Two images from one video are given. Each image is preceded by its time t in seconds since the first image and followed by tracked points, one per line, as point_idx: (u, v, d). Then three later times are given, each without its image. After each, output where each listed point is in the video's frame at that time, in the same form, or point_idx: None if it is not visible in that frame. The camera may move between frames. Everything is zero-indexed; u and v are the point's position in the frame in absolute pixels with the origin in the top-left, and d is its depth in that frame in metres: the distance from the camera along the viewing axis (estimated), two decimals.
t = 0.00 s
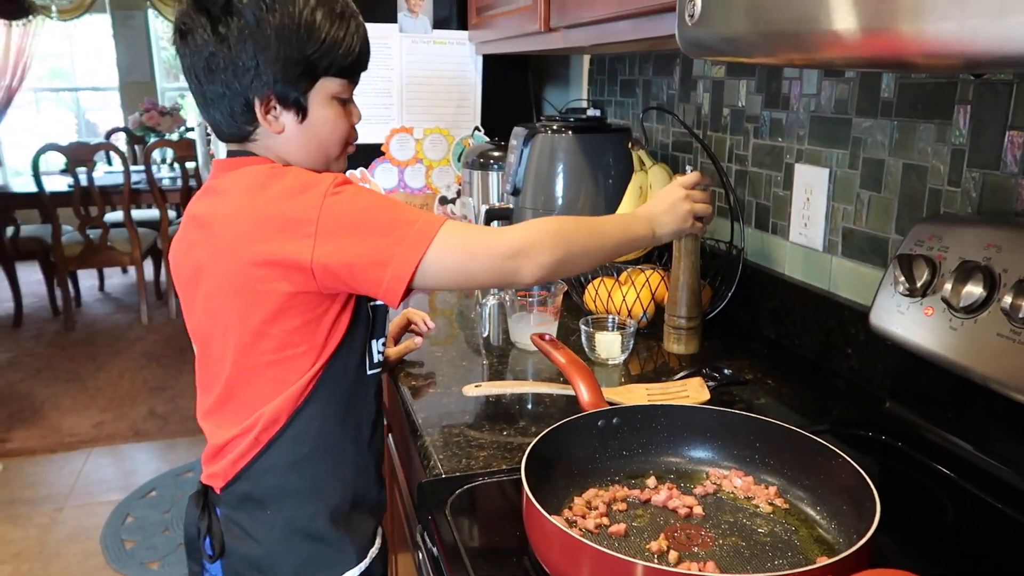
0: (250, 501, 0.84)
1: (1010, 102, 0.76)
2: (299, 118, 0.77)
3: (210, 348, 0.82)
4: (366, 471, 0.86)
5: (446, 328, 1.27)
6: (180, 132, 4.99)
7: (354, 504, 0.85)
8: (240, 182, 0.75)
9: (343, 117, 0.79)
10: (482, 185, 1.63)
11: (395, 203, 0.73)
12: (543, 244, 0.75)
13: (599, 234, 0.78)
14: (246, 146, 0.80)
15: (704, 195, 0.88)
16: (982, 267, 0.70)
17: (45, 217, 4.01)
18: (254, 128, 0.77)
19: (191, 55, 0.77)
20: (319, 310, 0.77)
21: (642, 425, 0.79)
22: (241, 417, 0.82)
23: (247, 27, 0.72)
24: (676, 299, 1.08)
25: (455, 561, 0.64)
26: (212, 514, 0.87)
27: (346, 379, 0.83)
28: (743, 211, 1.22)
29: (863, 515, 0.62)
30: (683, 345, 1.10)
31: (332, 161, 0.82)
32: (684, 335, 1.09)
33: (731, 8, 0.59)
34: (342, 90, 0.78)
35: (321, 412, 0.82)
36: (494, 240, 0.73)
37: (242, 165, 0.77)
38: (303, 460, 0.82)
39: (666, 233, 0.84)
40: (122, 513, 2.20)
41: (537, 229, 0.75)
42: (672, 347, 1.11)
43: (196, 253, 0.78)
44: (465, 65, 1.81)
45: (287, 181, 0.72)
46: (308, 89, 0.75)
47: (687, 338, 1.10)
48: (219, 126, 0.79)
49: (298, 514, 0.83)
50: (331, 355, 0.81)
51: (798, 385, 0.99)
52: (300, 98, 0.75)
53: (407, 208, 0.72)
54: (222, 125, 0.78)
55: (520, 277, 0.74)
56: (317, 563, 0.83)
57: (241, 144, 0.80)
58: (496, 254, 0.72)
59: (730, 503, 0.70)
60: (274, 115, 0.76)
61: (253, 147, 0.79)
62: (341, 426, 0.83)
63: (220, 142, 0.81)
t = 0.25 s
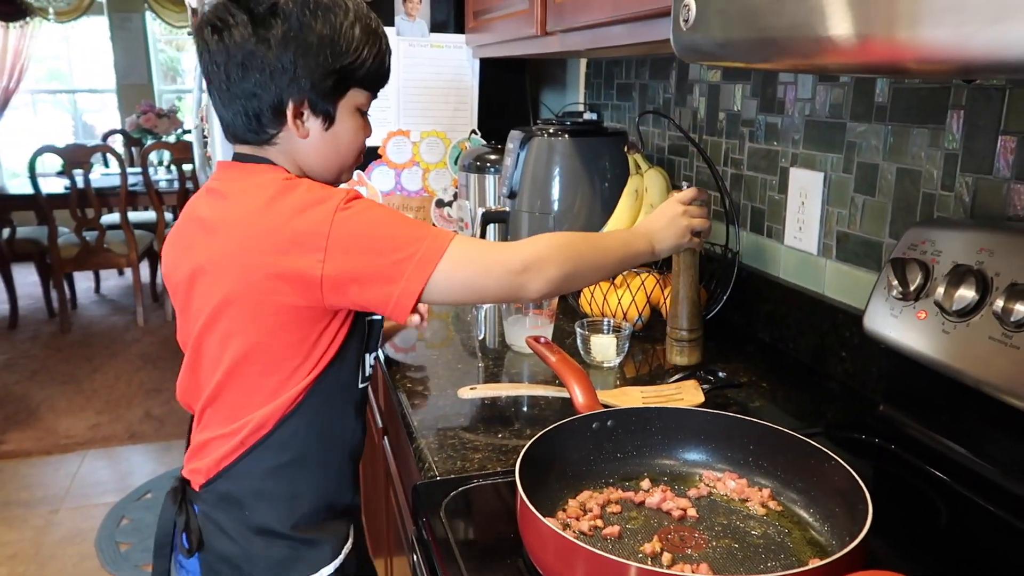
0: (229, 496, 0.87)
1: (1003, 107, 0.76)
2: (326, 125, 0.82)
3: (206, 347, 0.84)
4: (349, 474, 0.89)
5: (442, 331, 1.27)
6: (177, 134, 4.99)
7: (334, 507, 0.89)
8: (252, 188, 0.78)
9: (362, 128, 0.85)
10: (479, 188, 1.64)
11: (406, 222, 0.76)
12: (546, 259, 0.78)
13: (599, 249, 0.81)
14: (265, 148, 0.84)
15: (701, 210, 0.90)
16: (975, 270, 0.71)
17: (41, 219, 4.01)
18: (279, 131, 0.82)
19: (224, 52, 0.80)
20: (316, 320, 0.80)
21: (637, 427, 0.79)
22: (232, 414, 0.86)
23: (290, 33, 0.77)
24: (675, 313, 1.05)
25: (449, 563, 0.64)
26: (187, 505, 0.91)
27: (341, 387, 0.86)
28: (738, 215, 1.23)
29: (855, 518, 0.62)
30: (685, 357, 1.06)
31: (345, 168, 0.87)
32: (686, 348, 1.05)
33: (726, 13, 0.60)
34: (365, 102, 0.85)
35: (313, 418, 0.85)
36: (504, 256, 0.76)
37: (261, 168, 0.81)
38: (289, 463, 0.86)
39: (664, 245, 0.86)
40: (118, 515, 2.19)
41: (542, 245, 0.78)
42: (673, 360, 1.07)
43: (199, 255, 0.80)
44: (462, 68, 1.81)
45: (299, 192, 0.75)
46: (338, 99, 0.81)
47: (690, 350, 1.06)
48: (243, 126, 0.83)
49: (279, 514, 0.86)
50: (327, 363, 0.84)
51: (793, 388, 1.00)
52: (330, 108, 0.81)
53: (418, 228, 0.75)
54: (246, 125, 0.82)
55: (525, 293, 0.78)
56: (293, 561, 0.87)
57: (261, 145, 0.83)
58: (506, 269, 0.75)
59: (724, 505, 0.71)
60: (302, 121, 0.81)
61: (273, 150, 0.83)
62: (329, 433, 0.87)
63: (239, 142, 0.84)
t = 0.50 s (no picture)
0: (229, 458, 0.95)
1: (998, 110, 0.77)
2: (339, 125, 0.86)
3: (218, 311, 0.93)
4: (340, 451, 0.94)
5: (438, 332, 1.27)
6: (174, 134, 4.98)
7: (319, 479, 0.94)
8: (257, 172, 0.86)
9: (374, 128, 0.89)
10: (475, 188, 1.64)
11: (389, 214, 0.79)
12: (514, 259, 0.81)
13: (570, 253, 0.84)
14: (284, 147, 0.89)
15: (686, 216, 0.93)
16: (969, 272, 0.71)
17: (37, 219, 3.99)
18: (296, 132, 0.86)
19: (245, 63, 0.85)
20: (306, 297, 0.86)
21: (632, 427, 0.79)
22: (232, 375, 0.94)
23: (304, 43, 0.81)
24: (666, 318, 1.05)
25: (445, 562, 0.64)
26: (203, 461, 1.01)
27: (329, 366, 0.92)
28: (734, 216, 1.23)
29: (850, 518, 0.62)
30: (674, 362, 1.05)
31: (358, 166, 0.91)
32: (676, 353, 1.05)
33: (722, 14, 0.60)
34: (376, 103, 0.88)
35: (297, 391, 0.91)
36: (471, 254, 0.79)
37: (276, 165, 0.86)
38: (278, 431, 0.92)
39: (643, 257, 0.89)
40: (113, 516, 2.19)
41: (510, 245, 0.82)
42: (664, 366, 1.06)
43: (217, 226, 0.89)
44: (459, 69, 1.81)
45: (294, 177, 0.82)
46: (350, 100, 0.85)
47: (681, 355, 1.05)
48: (263, 129, 0.87)
49: (263, 478, 0.92)
50: (315, 339, 0.90)
51: (788, 388, 1.00)
52: (343, 109, 0.85)
53: (398, 220, 0.78)
54: (267, 128, 0.87)
55: (486, 289, 0.80)
56: (273, 526, 0.92)
57: (281, 145, 0.88)
58: (468, 264, 0.78)
59: (719, 505, 0.71)
60: (318, 122, 0.85)
61: (291, 149, 0.88)
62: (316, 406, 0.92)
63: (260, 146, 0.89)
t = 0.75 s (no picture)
0: (229, 420, 1.01)
1: (1000, 108, 0.77)
2: (355, 116, 0.88)
3: (238, 277, 0.99)
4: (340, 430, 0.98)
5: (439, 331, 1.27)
6: (176, 133, 4.98)
7: (310, 453, 0.97)
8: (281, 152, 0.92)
9: (393, 121, 0.90)
10: (477, 187, 1.64)
11: (389, 200, 0.82)
12: (499, 249, 0.82)
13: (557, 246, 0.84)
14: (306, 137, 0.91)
15: (690, 218, 0.91)
16: (972, 271, 0.71)
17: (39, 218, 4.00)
18: (316, 122, 0.89)
19: (276, 57, 0.89)
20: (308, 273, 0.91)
21: (634, 425, 0.79)
22: (244, 338, 1.00)
23: (325, 38, 0.84)
24: (667, 317, 1.05)
25: (447, 559, 0.64)
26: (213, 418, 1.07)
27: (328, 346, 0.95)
28: (737, 215, 1.23)
29: (852, 516, 0.62)
30: (674, 362, 1.05)
31: (376, 159, 0.92)
32: (676, 353, 1.05)
33: (724, 13, 0.60)
34: (396, 98, 0.89)
35: (293, 363, 0.95)
36: (455, 243, 0.81)
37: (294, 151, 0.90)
38: (273, 400, 0.97)
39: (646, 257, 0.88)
40: (115, 514, 2.19)
41: (495, 235, 0.83)
42: (664, 365, 1.06)
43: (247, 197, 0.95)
44: (461, 68, 1.81)
45: (310, 158, 0.87)
46: (366, 93, 0.86)
47: (681, 355, 1.05)
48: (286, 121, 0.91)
49: (258, 444, 0.97)
50: (315, 314, 0.94)
51: (790, 387, 1.00)
52: (358, 100, 0.86)
53: (394, 206, 0.81)
54: (291, 119, 0.90)
55: (471, 276, 0.82)
56: (259, 491, 0.97)
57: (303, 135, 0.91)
58: (454, 249, 0.80)
59: (720, 503, 0.71)
60: (335, 112, 0.87)
61: (312, 138, 0.91)
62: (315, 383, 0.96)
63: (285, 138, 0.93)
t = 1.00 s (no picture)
0: (229, 407, 1.01)
1: (1000, 102, 0.76)
2: (345, 106, 0.87)
3: (236, 265, 0.99)
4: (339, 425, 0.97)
5: (437, 326, 1.26)
6: (175, 130, 4.97)
7: (308, 444, 0.97)
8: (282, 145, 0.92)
9: (386, 111, 0.89)
10: (476, 183, 1.63)
11: (384, 196, 0.81)
12: (493, 245, 0.82)
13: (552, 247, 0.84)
14: (303, 128, 0.92)
15: (685, 220, 0.91)
16: (971, 265, 0.71)
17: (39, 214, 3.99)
18: (309, 113, 0.89)
19: (271, 49, 0.90)
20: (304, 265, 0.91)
21: (631, 420, 0.79)
22: (242, 327, 1.01)
23: (312, 29, 0.84)
24: (664, 312, 1.05)
25: (443, 553, 0.64)
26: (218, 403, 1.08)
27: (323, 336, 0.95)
28: (736, 211, 1.23)
29: (850, 511, 0.62)
30: (671, 357, 1.05)
31: (371, 149, 0.91)
32: (673, 347, 1.04)
33: (724, 5, 0.60)
34: (389, 88, 0.88)
35: (288, 353, 0.96)
36: (449, 239, 0.80)
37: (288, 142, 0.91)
38: (271, 389, 0.97)
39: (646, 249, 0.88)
40: (114, 510, 2.19)
41: (489, 233, 0.82)
42: (660, 360, 1.06)
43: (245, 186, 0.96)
44: (460, 63, 1.81)
45: (308, 150, 0.87)
46: (354, 83, 0.85)
47: (677, 350, 1.05)
48: (285, 111, 0.91)
49: (257, 431, 0.98)
50: (311, 303, 0.94)
51: (789, 383, 1.00)
52: (347, 91, 0.86)
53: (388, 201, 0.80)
54: (287, 110, 0.91)
55: (460, 271, 0.82)
56: (257, 479, 0.97)
57: (300, 126, 0.92)
58: (445, 245, 0.80)
59: (718, 498, 0.71)
60: (326, 103, 0.87)
61: (308, 129, 0.91)
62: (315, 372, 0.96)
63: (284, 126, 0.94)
